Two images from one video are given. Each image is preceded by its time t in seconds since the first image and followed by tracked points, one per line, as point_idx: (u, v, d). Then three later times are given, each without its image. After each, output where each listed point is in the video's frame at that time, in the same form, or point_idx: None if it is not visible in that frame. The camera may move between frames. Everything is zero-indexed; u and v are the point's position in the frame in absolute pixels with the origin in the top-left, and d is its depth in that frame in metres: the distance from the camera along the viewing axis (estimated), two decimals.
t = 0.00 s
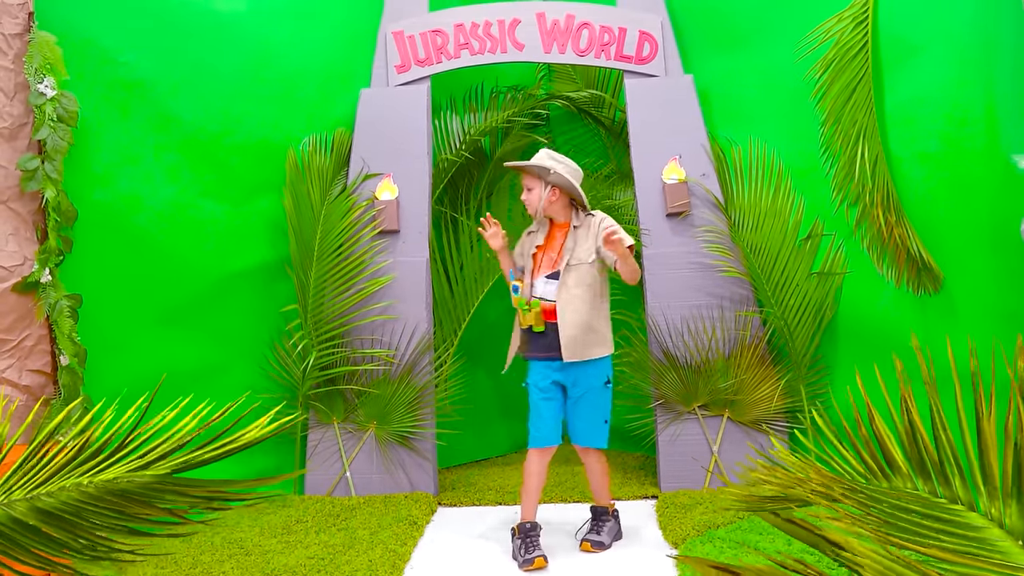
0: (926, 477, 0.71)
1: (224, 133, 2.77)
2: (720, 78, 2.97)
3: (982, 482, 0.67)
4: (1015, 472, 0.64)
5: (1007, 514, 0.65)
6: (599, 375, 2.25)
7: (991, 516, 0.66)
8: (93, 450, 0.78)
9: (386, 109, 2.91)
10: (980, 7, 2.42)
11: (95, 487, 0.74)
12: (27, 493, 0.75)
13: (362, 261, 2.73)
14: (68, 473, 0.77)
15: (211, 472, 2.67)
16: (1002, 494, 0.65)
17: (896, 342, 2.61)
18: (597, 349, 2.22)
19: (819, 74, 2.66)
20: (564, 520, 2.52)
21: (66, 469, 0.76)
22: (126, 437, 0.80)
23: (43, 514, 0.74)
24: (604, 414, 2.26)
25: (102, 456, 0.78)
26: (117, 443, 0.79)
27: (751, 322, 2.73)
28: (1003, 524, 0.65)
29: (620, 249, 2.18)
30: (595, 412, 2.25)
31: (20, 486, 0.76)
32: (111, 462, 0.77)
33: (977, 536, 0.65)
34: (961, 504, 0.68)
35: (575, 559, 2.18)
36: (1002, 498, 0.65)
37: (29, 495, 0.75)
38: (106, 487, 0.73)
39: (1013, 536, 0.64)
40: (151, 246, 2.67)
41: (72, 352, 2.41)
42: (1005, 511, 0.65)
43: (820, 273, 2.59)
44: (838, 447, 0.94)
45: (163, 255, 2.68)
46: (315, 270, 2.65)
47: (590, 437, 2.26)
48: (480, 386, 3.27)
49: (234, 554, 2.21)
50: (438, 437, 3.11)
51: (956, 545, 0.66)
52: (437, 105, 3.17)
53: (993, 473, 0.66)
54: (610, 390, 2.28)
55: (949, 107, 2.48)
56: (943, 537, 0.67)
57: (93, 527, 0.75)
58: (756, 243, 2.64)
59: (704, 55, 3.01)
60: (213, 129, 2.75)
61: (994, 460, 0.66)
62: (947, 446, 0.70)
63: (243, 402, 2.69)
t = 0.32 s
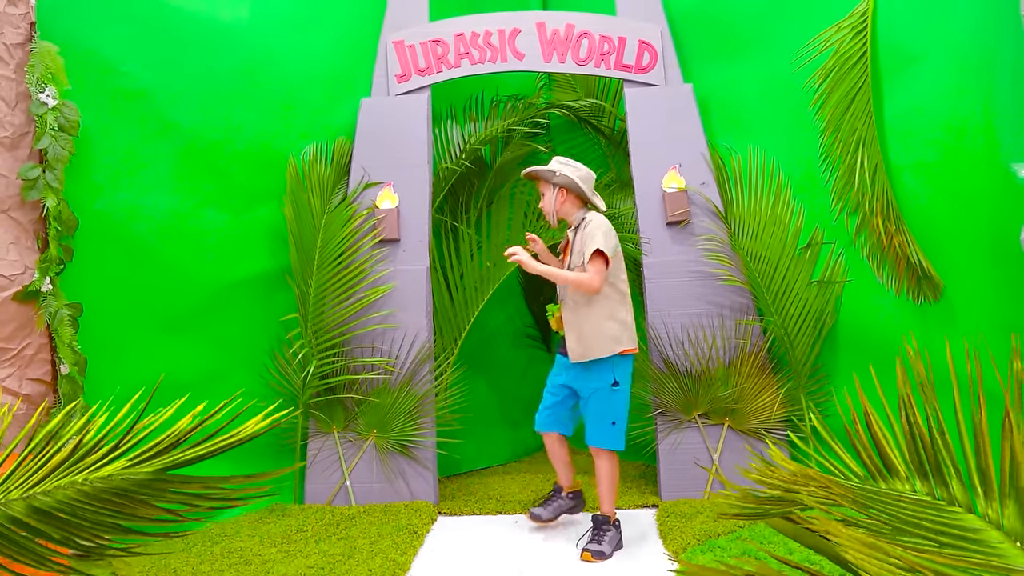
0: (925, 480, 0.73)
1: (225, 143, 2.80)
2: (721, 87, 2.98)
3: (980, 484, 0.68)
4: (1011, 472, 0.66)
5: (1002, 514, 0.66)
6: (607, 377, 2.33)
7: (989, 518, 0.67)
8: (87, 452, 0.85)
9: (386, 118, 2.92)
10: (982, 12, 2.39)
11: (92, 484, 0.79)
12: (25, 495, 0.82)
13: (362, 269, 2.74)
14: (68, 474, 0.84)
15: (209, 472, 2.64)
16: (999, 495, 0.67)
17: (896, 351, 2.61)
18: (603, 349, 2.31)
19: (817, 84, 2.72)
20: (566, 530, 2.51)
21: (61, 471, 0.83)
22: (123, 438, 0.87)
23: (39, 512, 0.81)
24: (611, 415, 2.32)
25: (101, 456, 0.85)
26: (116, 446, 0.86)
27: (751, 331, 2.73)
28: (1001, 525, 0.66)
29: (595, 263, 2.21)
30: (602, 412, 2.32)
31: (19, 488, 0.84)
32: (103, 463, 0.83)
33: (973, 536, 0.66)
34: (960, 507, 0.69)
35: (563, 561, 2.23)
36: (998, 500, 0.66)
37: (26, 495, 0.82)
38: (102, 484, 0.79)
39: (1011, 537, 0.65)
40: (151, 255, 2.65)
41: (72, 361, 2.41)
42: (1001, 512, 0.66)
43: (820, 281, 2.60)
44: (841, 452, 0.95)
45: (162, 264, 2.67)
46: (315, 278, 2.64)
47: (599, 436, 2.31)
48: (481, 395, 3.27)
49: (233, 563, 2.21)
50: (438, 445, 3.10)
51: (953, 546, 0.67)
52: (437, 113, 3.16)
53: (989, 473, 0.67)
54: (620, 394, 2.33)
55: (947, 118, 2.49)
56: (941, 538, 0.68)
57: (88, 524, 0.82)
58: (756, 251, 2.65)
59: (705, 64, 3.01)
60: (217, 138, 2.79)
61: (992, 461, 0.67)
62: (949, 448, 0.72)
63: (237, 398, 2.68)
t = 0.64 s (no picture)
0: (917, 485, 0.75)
1: (225, 151, 2.81)
2: (721, 94, 2.99)
3: (977, 491, 0.70)
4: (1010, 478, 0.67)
5: (1001, 521, 0.68)
6: (569, 379, 2.36)
7: (985, 523, 0.69)
8: (83, 450, 0.90)
9: (386, 124, 2.93)
10: (982, 15, 2.37)
11: (89, 483, 0.84)
12: (23, 493, 0.88)
13: (362, 275, 2.74)
14: (65, 473, 0.88)
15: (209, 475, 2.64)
16: (995, 501, 0.68)
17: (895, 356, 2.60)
18: (567, 356, 2.34)
19: (817, 90, 2.73)
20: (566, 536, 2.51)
21: (59, 471, 0.88)
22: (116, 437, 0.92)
23: (37, 512, 0.87)
24: (575, 415, 2.33)
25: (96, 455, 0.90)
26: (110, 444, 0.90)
27: (751, 336, 2.73)
28: (997, 530, 0.68)
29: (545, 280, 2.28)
30: (569, 413, 2.34)
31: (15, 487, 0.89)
32: (101, 461, 0.88)
33: (972, 541, 0.68)
34: (953, 512, 0.71)
35: (563, 567, 2.23)
36: (996, 507, 0.68)
37: (23, 495, 0.87)
38: (99, 483, 0.84)
39: (1007, 542, 0.67)
40: (151, 260, 2.64)
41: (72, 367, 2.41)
42: (999, 519, 0.68)
43: (820, 286, 2.61)
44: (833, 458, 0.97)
45: (161, 269, 2.66)
46: (315, 285, 2.64)
47: (573, 438, 2.33)
48: (482, 401, 3.26)
49: (233, 569, 2.21)
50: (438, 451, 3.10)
51: (951, 550, 0.69)
52: (437, 119, 3.16)
53: (985, 479, 0.68)
54: (583, 391, 2.33)
55: (948, 123, 2.47)
56: (937, 544, 0.69)
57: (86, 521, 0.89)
58: (756, 256, 2.67)
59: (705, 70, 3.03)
60: (217, 144, 2.79)
61: (990, 468, 0.68)
62: (944, 454, 0.73)
63: (235, 396, 2.69)
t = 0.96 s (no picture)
0: (915, 490, 0.76)
1: (225, 158, 2.82)
2: (720, 98, 3.01)
3: (973, 494, 0.70)
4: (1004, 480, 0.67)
5: (998, 524, 0.67)
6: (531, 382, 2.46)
7: (983, 527, 0.68)
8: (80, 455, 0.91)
9: (387, 130, 2.94)
10: (982, 17, 2.38)
11: (84, 491, 0.86)
12: (20, 497, 0.89)
13: (362, 281, 2.73)
14: (61, 477, 0.89)
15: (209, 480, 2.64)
16: (992, 504, 0.68)
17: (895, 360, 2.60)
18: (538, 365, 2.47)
19: (817, 95, 2.75)
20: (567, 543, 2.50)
21: (56, 476, 0.89)
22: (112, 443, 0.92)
23: (32, 516, 0.88)
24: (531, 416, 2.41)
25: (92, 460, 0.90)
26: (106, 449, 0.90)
27: (751, 341, 2.72)
28: (995, 533, 0.68)
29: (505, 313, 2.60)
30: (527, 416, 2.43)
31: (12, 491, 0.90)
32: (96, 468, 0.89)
33: (970, 544, 0.68)
34: (952, 516, 0.71)
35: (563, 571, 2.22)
36: (992, 510, 0.68)
37: (20, 499, 0.89)
38: (93, 491, 0.86)
39: (1005, 545, 0.66)
40: (150, 265, 2.64)
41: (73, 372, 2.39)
42: (995, 520, 0.67)
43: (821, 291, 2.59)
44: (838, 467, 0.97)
45: (161, 274, 2.66)
46: (315, 290, 2.62)
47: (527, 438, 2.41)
48: (482, 406, 3.26)
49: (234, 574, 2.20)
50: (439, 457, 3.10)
51: (950, 554, 0.69)
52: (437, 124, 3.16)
53: (983, 482, 0.68)
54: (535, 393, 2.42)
55: (949, 130, 2.48)
56: (939, 548, 0.70)
57: (82, 527, 0.90)
58: (756, 262, 2.65)
59: (706, 75, 3.05)
60: (218, 151, 2.81)
61: (985, 472, 0.68)
62: (940, 457, 0.73)
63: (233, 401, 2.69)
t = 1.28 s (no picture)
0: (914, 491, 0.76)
1: (226, 162, 2.83)
2: (720, 105, 3.03)
3: (975, 495, 0.71)
4: (1005, 480, 0.68)
5: (997, 523, 0.69)
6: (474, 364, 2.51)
7: (983, 526, 0.70)
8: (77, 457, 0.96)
9: (387, 136, 2.94)
10: (981, 29, 2.31)
11: (84, 494, 0.94)
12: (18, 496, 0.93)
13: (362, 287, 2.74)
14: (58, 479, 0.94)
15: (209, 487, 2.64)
16: (992, 504, 0.69)
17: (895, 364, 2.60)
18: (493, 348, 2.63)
19: (817, 101, 2.77)
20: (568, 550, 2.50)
21: (54, 477, 0.94)
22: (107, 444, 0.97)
23: (33, 519, 0.94)
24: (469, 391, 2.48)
25: (88, 462, 0.95)
26: (101, 452, 0.95)
27: (752, 347, 2.74)
28: (995, 533, 0.69)
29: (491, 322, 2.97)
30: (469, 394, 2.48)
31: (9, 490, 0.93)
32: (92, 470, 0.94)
33: (970, 543, 0.69)
34: (951, 516, 0.72)
35: None
36: (993, 510, 0.69)
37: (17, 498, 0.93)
38: (92, 494, 0.94)
39: (1005, 545, 0.68)
40: (150, 269, 2.64)
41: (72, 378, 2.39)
42: (995, 520, 0.69)
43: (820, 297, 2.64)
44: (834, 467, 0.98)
45: (161, 279, 2.66)
46: (315, 295, 2.64)
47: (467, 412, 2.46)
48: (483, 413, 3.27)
49: None
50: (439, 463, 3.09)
51: (950, 551, 0.71)
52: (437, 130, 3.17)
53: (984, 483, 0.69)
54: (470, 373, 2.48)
55: (949, 136, 2.45)
56: (938, 544, 0.72)
57: (83, 528, 0.96)
58: (756, 268, 2.67)
59: (706, 81, 3.08)
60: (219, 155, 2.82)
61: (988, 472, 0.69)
62: (942, 459, 0.73)
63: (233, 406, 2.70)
